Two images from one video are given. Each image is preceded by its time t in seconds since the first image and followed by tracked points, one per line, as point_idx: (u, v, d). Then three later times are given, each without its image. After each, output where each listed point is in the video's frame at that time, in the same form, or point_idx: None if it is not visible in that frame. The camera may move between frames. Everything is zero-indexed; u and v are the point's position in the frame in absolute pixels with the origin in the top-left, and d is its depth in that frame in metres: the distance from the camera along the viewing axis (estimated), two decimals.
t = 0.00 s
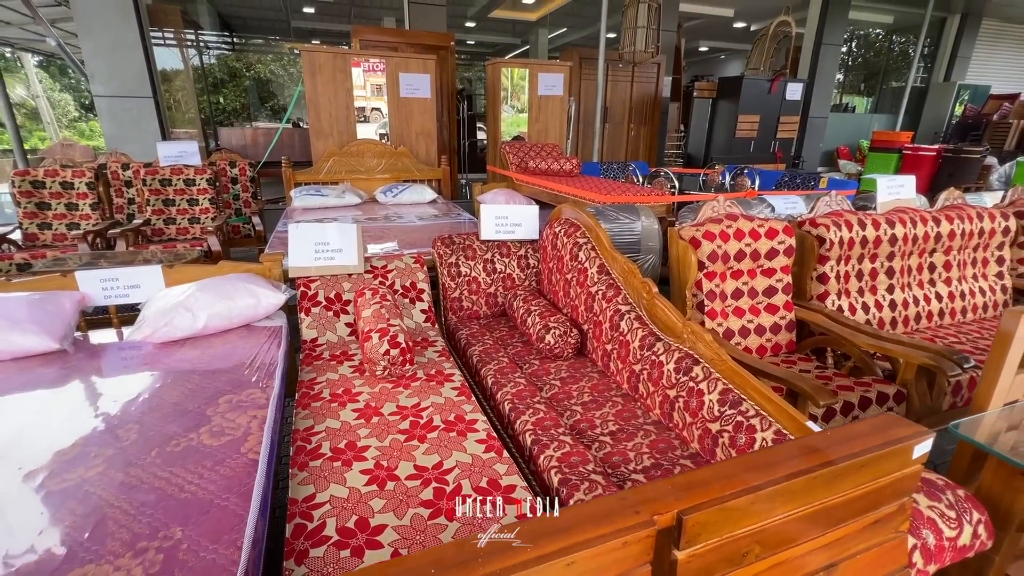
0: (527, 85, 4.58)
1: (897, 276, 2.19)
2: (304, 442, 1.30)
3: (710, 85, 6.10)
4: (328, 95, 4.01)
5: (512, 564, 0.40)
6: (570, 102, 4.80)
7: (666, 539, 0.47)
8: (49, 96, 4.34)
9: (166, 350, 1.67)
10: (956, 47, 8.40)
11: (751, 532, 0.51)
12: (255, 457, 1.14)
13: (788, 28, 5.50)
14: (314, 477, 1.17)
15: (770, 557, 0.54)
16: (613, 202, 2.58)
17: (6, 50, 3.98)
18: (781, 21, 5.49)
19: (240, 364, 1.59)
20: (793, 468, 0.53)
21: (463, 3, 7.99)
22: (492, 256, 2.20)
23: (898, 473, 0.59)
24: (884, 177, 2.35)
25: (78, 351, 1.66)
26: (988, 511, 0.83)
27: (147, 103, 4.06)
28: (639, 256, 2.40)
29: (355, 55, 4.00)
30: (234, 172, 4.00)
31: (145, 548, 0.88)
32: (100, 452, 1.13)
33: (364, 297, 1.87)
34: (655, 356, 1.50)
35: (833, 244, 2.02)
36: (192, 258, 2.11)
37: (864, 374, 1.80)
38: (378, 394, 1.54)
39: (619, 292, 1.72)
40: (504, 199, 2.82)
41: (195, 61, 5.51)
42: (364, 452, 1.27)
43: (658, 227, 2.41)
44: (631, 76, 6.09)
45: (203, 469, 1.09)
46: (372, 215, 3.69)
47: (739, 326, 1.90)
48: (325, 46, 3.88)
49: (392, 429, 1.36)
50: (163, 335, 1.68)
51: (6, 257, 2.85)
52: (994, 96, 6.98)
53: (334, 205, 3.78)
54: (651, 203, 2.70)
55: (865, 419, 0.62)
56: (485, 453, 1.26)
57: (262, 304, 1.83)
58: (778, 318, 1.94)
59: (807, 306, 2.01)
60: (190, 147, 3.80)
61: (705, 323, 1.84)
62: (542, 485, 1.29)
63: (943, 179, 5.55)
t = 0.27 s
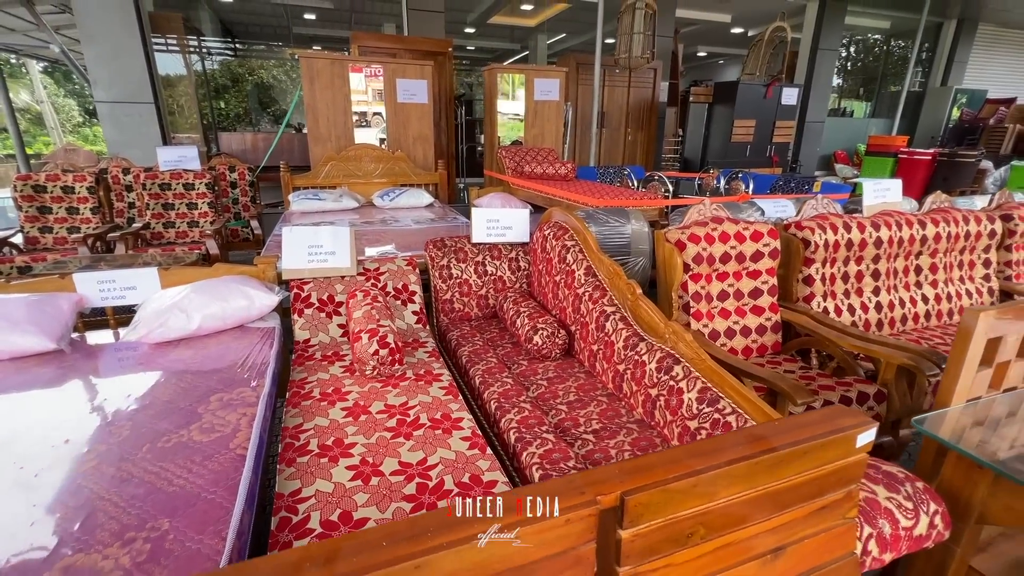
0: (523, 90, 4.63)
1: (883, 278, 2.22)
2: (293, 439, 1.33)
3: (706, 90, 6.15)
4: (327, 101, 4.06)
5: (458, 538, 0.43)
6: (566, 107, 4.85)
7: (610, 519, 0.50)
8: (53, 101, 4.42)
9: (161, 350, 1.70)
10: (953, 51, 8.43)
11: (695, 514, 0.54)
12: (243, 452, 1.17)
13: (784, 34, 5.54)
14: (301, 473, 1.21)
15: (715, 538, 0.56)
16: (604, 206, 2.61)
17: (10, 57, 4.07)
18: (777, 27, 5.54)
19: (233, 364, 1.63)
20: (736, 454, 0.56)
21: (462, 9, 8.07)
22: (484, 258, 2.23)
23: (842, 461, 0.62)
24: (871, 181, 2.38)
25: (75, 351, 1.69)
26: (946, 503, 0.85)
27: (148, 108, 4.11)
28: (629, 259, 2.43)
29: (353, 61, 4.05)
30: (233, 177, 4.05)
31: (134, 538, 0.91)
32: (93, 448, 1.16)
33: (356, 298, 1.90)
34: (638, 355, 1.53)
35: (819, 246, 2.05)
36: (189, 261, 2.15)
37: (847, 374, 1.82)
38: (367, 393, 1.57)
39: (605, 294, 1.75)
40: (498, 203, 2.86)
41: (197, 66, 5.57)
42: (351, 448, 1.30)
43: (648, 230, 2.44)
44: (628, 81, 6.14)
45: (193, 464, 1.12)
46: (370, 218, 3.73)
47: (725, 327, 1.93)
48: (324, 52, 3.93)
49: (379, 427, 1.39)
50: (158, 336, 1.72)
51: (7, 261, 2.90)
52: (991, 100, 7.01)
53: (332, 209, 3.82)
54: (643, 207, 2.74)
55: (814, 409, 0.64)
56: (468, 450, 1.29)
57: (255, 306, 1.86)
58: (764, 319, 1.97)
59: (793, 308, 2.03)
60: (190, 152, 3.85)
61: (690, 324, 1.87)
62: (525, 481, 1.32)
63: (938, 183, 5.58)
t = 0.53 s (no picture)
0: (517, 95, 4.69)
1: (862, 278, 2.27)
2: (280, 432, 1.38)
3: (699, 94, 6.23)
4: (322, 106, 4.12)
5: (407, 501, 0.48)
6: (559, 112, 4.92)
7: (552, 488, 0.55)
8: (53, 106, 4.49)
9: (155, 349, 1.75)
10: (945, 55, 8.52)
11: (634, 486, 0.59)
12: (230, 444, 1.22)
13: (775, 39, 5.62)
14: (287, 464, 1.25)
15: (655, 510, 0.61)
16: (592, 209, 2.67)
17: (11, 63, 4.14)
18: (768, 33, 5.61)
19: (224, 361, 1.67)
20: (674, 432, 0.61)
21: (459, 15, 8.15)
22: (472, 259, 2.29)
23: (776, 440, 0.67)
24: (850, 184, 2.44)
25: (71, 350, 1.74)
26: (892, 486, 0.90)
27: (147, 113, 4.17)
28: (615, 261, 2.48)
29: (348, 67, 4.11)
30: (230, 181, 4.11)
31: (124, 522, 0.96)
32: (86, 441, 1.21)
33: (345, 298, 1.95)
34: (616, 352, 1.57)
35: (797, 247, 2.11)
36: (183, 262, 2.20)
37: (823, 371, 1.87)
38: (354, 389, 1.62)
39: (587, 293, 1.80)
40: (488, 206, 2.92)
41: (196, 72, 5.64)
42: (336, 441, 1.34)
43: (634, 233, 2.49)
44: (622, 86, 6.21)
45: (183, 455, 1.17)
46: (364, 221, 3.79)
47: (705, 326, 1.98)
48: (319, 58, 4.00)
49: (365, 420, 1.44)
50: (152, 335, 1.77)
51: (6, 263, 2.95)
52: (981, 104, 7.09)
53: (327, 212, 3.87)
54: (631, 209, 2.79)
55: (751, 393, 0.70)
56: (449, 443, 1.34)
57: (247, 305, 1.91)
58: (743, 318, 2.02)
59: (772, 308, 2.08)
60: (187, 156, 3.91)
61: (671, 323, 1.92)
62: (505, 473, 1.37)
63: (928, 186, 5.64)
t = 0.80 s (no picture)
0: (507, 99, 4.76)
1: (836, 277, 2.35)
2: (267, 425, 1.43)
3: (688, 99, 6.32)
4: (314, 110, 4.18)
5: (368, 466, 0.53)
6: (549, 116, 4.99)
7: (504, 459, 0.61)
8: (46, 109, 4.54)
9: (146, 347, 1.80)
10: (930, 60, 8.66)
11: (581, 457, 0.65)
12: (217, 436, 1.27)
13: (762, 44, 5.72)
14: (272, 455, 1.30)
15: (601, 480, 0.67)
16: (576, 210, 2.73)
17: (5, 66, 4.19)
18: (755, 38, 5.71)
19: (214, 358, 1.72)
20: (619, 409, 0.67)
21: (451, 20, 8.23)
22: (458, 260, 2.34)
23: (717, 419, 0.73)
24: (826, 186, 2.52)
25: (63, 348, 1.78)
26: (838, 467, 0.96)
27: (140, 117, 4.22)
28: (599, 261, 2.54)
29: (340, 72, 4.17)
30: (223, 184, 4.15)
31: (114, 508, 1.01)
32: (78, 433, 1.26)
33: (333, 298, 2.00)
34: (593, 347, 1.62)
35: (772, 247, 2.18)
36: (175, 264, 2.25)
37: (795, 366, 1.94)
38: (341, 384, 1.68)
39: (567, 291, 1.86)
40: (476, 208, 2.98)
41: (190, 76, 5.68)
42: (321, 433, 1.40)
43: (617, 234, 2.55)
44: (612, 90, 6.30)
45: (171, 446, 1.22)
46: (356, 223, 3.84)
47: (683, 323, 2.04)
48: (311, 63, 4.05)
49: (349, 414, 1.49)
50: (143, 333, 1.82)
51: None
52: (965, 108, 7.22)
53: (319, 215, 3.92)
54: (617, 211, 2.85)
55: (695, 376, 0.76)
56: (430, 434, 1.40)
57: (237, 305, 1.96)
58: (720, 316, 2.09)
59: (749, 305, 2.15)
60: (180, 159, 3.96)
61: (649, 320, 1.99)
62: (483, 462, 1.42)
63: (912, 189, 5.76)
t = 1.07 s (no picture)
0: (494, 103, 4.82)
1: (810, 275, 2.43)
2: (255, 421, 1.48)
3: (673, 103, 6.43)
4: (303, 113, 4.21)
5: (345, 441, 0.59)
6: (536, 119, 5.06)
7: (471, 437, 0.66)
8: (31, 113, 4.52)
9: (135, 347, 1.83)
10: (909, 65, 8.87)
11: (543, 436, 0.70)
12: (206, 430, 1.31)
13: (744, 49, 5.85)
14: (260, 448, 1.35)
15: (565, 457, 0.73)
16: (560, 212, 2.80)
17: None
18: (737, 43, 5.83)
19: (203, 357, 1.76)
20: (579, 392, 0.73)
21: (440, 24, 8.28)
22: (443, 260, 2.40)
23: (673, 401, 0.79)
24: (800, 188, 2.61)
25: (52, 349, 1.81)
26: (793, 449, 1.03)
27: (128, 120, 4.23)
28: (582, 261, 2.60)
29: (328, 75, 4.21)
30: (211, 187, 4.17)
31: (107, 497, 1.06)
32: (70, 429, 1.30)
33: (320, 297, 2.04)
34: (573, 343, 1.68)
35: (747, 246, 2.25)
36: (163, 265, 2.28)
37: (769, 361, 2.02)
38: (327, 381, 1.72)
39: (549, 290, 1.92)
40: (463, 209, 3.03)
41: (178, 79, 5.69)
42: (308, 427, 1.45)
43: (599, 234, 2.62)
44: (598, 94, 6.40)
45: (161, 439, 1.26)
46: (345, 226, 3.88)
47: (662, 320, 2.11)
48: (299, 66, 4.08)
49: (335, 409, 1.54)
50: (132, 333, 1.85)
51: None
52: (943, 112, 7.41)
53: (307, 217, 3.96)
54: (601, 213, 2.92)
55: (653, 362, 0.82)
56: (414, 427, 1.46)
57: (226, 305, 2.00)
58: (697, 313, 2.16)
59: (726, 303, 2.22)
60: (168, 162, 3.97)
61: (629, 317, 2.05)
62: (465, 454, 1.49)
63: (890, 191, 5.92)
